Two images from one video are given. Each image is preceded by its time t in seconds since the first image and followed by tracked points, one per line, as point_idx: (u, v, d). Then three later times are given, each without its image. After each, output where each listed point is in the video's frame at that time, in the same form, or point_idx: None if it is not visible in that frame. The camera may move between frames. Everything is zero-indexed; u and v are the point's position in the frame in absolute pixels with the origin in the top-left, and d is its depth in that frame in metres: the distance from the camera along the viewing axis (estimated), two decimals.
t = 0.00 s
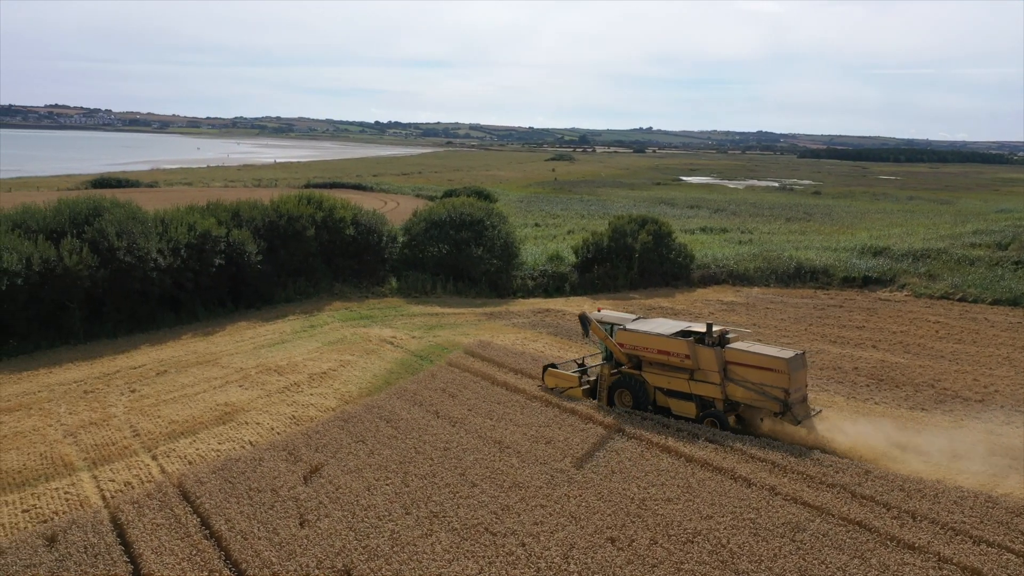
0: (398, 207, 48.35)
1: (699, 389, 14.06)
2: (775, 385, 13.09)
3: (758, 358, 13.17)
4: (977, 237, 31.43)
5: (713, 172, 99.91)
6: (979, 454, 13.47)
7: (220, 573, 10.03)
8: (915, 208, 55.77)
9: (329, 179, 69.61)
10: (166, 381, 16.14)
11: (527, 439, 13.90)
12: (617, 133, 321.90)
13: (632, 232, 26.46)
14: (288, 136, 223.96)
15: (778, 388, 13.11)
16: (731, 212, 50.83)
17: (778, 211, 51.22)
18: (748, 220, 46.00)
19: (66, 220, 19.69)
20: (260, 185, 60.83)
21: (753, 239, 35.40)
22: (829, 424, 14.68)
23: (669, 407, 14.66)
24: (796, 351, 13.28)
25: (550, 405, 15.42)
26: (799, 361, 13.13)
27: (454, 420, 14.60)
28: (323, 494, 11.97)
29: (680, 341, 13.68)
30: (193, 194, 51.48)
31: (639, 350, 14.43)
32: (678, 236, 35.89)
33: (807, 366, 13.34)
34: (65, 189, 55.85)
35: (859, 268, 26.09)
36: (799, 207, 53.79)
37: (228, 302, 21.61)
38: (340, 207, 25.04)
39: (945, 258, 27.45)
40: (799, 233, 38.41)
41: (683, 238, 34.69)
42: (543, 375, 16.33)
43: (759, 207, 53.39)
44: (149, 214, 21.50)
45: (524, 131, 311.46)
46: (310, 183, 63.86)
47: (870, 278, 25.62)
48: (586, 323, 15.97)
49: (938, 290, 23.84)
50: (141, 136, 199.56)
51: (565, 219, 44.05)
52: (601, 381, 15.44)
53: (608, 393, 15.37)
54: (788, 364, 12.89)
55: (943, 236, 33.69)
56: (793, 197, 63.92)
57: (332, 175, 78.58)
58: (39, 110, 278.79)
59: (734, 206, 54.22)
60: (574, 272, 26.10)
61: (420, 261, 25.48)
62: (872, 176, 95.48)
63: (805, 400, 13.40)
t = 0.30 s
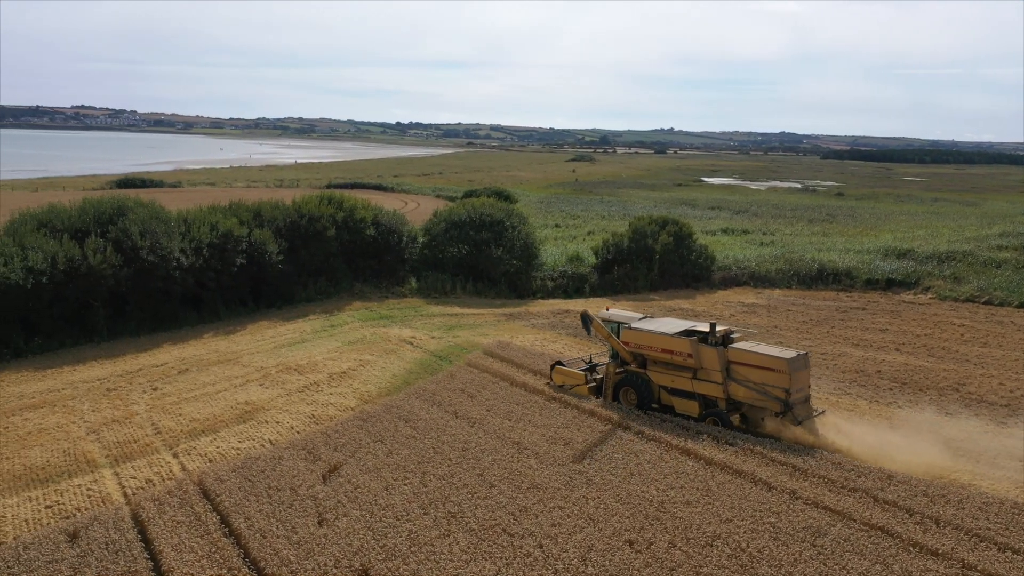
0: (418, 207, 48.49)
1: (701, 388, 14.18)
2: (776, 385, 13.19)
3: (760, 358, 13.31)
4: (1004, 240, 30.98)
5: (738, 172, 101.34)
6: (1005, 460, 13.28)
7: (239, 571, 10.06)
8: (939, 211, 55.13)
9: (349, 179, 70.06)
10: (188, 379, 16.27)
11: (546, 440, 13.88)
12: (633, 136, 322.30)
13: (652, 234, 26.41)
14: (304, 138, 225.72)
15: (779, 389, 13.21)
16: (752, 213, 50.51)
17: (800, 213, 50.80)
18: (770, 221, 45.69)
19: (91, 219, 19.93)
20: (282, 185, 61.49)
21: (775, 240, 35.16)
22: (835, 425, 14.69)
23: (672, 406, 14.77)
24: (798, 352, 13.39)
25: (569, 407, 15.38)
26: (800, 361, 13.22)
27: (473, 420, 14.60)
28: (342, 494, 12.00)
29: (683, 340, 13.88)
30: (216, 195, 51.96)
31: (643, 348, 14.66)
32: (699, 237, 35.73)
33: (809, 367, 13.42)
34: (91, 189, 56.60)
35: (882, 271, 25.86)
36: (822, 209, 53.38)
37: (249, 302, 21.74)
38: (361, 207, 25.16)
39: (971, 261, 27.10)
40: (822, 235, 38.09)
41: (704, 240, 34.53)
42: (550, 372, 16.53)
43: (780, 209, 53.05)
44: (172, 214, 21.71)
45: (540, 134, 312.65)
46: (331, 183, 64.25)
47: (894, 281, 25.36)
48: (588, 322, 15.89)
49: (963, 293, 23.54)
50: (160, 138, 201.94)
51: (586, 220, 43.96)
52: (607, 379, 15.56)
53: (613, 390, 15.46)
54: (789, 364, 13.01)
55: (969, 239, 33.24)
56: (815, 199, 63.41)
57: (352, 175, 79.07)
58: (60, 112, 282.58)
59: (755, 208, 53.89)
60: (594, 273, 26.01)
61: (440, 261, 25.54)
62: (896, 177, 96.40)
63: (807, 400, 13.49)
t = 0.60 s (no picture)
0: (438, 207, 48.68)
1: (704, 386, 14.21)
2: (777, 384, 13.24)
3: (761, 358, 13.38)
4: None
5: (755, 172, 102.84)
6: None
7: (256, 568, 10.11)
8: (964, 213, 54.53)
9: (370, 180, 70.60)
10: (209, 377, 16.39)
11: (563, 441, 13.85)
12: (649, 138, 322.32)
13: (672, 235, 26.41)
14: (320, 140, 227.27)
15: (780, 388, 13.26)
16: (774, 215, 50.20)
17: (822, 214, 50.39)
18: (792, 223, 45.41)
19: (115, 219, 20.22)
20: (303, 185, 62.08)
21: (796, 242, 34.93)
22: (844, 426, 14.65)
23: (676, 404, 14.80)
24: (799, 352, 13.44)
25: (587, 408, 15.32)
26: (801, 362, 13.28)
27: (490, 420, 14.60)
28: (359, 492, 12.03)
29: (686, 338, 13.96)
30: (238, 195, 52.34)
31: (647, 346, 14.70)
32: (719, 238, 35.57)
33: (810, 367, 13.47)
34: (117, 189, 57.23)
35: (906, 273, 25.63)
36: (844, 210, 52.97)
37: (270, 301, 21.87)
38: (381, 207, 25.26)
39: (996, 264, 26.78)
40: (845, 237, 37.79)
41: (725, 241, 34.38)
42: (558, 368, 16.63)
43: (802, 210, 52.72)
44: (194, 214, 21.93)
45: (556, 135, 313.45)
46: (352, 183, 64.74)
47: (917, 283, 25.13)
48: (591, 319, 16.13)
49: (988, 296, 23.26)
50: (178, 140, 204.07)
51: (605, 222, 43.86)
52: (612, 376, 15.63)
53: (618, 388, 15.55)
54: (791, 364, 13.07)
55: (995, 241, 32.83)
56: (835, 201, 62.91)
57: (372, 175, 79.74)
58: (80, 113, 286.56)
59: (776, 209, 53.60)
60: (613, 274, 25.92)
61: (459, 262, 25.61)
62: (917, 177, 97.86)
63: (808, 400, 13.52)
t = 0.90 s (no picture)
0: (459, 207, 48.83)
1: (709, 384, 14.32)
2: (780, 384, 13.27)
3: (765, 357, 13.40)
4: None
5: (777, 172, 104.35)
6: None
7: (276, 565, 10.17)
8: (989, 214, 53.92)
9: (389, 180, 70.92)
10: (230, 375, 16.52)
11: (582, 442, 13.84)
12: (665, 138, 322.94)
13: (693, 236, 26.36)
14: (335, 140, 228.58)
15: (783, 387, 13.29)
16: (796, 216, 49.90)
17: (845, 216, 49.95)
18: (814, 224, 45.12)
19: (139, 218, 20.47)
20: (325, 185, 62.54)
21: (819, 243, 34.71)
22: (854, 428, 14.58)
23: (682, 401, 14.94)
24: (805, 352, 13.42)
25: (606, 408, 15.29)
26: (806, 361, 13.27)
27: (509, 420, 14.61)
28: (378, 491, 12.08)
29: (692, 337, 13.99)
30: (259, 195, 52.69)
31: (653, 344, 14.80)
32: (741, 240, 35.42)
33: (815, 367, 13.46)
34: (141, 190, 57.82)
35: (930, 275, 25.39)
36: (867, 212, 52.58)
37: (291, 301, 22.02)
38: (400, 207, 25.34)
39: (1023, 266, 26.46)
40: (868, 238, 37.52)
41: (746, 243, 34.23)
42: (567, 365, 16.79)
43: (824, 211, 52.37)
44: (216, 213, 22.14)
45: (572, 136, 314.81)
46: (371, 184, 65.08)
47: (941, 286, 24.89)
48: (596, 317, 16.25)
49: (1014, 299, 22.98)
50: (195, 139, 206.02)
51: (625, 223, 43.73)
52: (619, 374, 15.77)
53: (625, 385, 15.68)
54: (794, 363, 13.07)
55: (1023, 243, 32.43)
56: (857, 202, 62.33)
57: (390, 176, 80.26)
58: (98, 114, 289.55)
59: (798, 210, 53.26)
60: (633, 275, 25.83)
61: (478, 262, 25.65)
62: (938, 179, 98.52)
63: (812, 399, 13.53)
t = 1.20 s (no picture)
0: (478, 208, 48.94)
1: (713, 382, 14.37)
2: (784, 382, 13.30)
3: (770, 355, 13.42)
4: None
5: (796, 172, 106.13)
6: None
7: (294, 563, 10.22)
8: (1014, 216, 53.36)
9: (407, 181, 71.27)
10: (249, 374, 16.62)
11: (600, 443, 13.81)
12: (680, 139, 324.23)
13: (712, 237, 26.32)
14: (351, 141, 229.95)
15: (787, 386, 13.31)
16: (817, 217, 49.64)
17: (867, 217, 49.58)
18: (836, 225, 44.84)
19: (160, 218, 20.69)
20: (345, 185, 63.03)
21: (840, 245, 34.50)
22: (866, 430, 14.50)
23: (687, 400, 15.01)
24: (809, 350, 13.42)
25: (624, 409, 15.25)
26: (810, 360, 13.27)
27: (527, 421, 14.61)
28: (395, 490, 12.12)
29: (696, 336, 14.06)
30: (279, 195, 53.00)
31: (659, 343, 14.89)
32: (761, 241, 35.27)
33: (819, 365, 13.45)
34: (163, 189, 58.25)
35: (953, 277, 25.16)
36: (889, 214, 52.21)
37: (310, 300, 22.15)
38: (419, 207, 25.44)
39: None
40: (891, 240, 37.23)
41: (767, 244, 34.08)
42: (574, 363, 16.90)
43: (846, 213, 52.04)
44: (237, 213, 22.34)
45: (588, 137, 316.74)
46: (390, 185, 65.41)
47: (965, 288, 24.66)
48: (601, 316, 16.34)
49: None
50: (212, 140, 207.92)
51: (644, 224, 43.60)
52: (626, 372, 15.91)
53: (632, 383, 15.80)
54: (797, 362, 13.06)
55: None
56: (878, 204, 61.76)
57: (409, 176, 80.67)
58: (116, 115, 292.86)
59: (819, 211, 52.97)
60: (652, 276, 25.72)
61: (497, 262, 25.66)
62: (957, 179, 99.71)
63: (817, 398, 13.55)
